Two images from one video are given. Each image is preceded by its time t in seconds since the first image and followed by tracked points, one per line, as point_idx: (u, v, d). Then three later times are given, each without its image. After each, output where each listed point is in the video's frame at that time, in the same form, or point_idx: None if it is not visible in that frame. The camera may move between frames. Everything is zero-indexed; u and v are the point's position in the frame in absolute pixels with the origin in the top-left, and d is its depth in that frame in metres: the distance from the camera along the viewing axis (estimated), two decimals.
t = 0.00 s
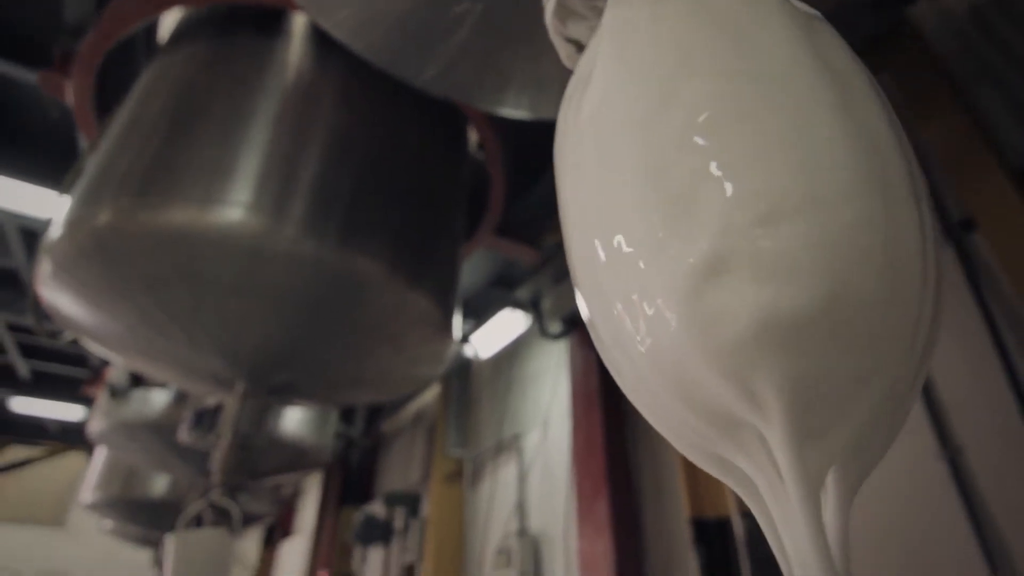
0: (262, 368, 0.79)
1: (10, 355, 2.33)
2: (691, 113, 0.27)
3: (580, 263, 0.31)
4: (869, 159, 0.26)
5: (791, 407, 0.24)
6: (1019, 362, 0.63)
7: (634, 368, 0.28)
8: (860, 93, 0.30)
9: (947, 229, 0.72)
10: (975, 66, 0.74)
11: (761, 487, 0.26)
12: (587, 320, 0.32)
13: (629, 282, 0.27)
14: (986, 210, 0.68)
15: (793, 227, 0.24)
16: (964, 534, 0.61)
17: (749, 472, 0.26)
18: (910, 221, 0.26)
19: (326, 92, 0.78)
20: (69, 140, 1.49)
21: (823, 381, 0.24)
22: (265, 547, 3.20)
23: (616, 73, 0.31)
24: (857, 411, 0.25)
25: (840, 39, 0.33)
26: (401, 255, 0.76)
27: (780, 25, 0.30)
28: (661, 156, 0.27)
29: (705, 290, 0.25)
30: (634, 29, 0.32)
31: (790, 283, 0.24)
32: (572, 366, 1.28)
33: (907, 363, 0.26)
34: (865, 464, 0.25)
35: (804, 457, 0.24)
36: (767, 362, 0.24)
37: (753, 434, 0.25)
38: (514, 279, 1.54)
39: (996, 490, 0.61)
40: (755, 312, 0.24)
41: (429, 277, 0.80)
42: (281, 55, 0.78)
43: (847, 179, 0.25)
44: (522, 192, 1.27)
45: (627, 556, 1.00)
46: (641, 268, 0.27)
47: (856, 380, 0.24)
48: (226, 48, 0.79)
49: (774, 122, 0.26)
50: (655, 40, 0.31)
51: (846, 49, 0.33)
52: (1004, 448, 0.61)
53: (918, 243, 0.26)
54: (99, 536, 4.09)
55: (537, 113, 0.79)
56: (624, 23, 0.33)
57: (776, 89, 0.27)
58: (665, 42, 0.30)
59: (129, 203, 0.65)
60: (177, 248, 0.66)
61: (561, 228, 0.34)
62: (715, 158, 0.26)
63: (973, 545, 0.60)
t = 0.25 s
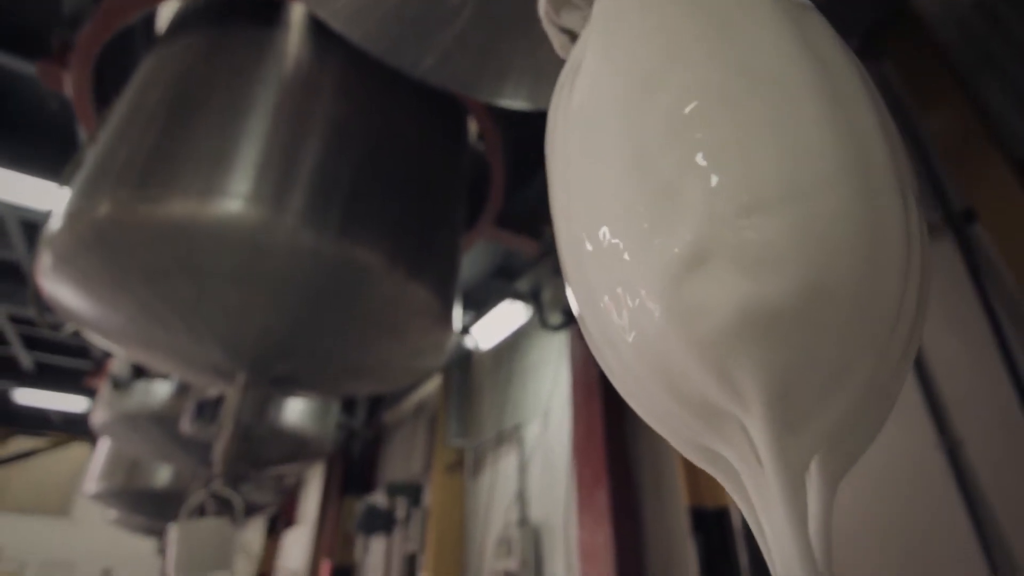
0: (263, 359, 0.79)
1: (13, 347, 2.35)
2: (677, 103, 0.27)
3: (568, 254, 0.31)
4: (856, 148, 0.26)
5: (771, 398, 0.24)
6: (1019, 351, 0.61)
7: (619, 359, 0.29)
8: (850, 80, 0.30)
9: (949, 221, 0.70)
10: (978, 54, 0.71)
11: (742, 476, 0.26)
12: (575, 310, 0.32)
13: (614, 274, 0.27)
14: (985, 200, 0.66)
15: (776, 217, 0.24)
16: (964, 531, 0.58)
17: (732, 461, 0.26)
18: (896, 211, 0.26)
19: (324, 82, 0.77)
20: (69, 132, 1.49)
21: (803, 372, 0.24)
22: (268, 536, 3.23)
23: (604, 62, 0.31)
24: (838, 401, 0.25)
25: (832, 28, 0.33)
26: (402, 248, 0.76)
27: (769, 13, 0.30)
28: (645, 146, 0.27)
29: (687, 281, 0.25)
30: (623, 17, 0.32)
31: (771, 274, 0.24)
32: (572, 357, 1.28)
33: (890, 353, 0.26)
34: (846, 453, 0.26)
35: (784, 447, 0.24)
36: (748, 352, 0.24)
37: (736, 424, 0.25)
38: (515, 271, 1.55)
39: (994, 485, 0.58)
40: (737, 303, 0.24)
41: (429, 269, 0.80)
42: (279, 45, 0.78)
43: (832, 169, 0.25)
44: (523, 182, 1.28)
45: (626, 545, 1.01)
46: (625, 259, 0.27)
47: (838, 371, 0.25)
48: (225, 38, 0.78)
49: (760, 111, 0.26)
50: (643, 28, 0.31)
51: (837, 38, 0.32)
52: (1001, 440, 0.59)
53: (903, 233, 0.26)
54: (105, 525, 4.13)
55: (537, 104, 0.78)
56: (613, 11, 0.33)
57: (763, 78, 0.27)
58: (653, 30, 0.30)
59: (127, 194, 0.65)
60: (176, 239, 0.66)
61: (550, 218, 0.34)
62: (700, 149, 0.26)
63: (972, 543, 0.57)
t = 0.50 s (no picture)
0: (266, 347, 0.80)
1: (16, 337, 2.35)
2: (662, 90, 0.27)
3: (555, 243, 0.31)
4: (841, 136, 0.26)
5: (751, 386, 0.24)
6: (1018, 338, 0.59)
7: (602, 348, 0.29)
8: (838, 68, 0.29)
9: (949, 210, 0.67)
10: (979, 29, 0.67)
11: (723, 463, 0.26)
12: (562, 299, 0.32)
13: (598, 263, 0.27)
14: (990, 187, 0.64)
15: (758, 206, 0.24)
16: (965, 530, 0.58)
17: (713, 449, 0.26)
18: (879, 200, 0.26)
19: (323, 70, 0.77)
20: (68, 121, 1.48)
21: (783, 360, 0.24)
22: (272, 523, 3.26)
23: (591, 49, 0.31)
24: (817, 389, 0.25)
25: (822, 17, 0.33)
26: (403, 238, 0.76)
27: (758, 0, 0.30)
28: (630, 134, 0.27)
29: (668, 270, 0.25)
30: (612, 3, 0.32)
31: (752, 262, 0.24)
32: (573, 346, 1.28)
33: (871, 342, 0.26)
34: (826, 441, 0.26)
35: (763, 435, 0.24)
36: (729, 341, 0.24)
37: (716, 413, 0.26)
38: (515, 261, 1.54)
39: (995, 480, 0.58)
40: (717, 291, 0.24)
41: (429, 258, 0.80)
42: (277, 32, 0.77)
43: (815, 156, 0.25)
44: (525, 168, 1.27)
45: (626, 532, 1.01)
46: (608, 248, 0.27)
47: (818, 359, 0.25)
48: (222, 26, 0.78)
49: (744, 98, 0.26)
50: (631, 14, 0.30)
51: (828, 28, 0.32)
52: (1001, 433, 0.58)
53: (886, 223, 0.26)
54: (111, 513, 4.18)
55: (535, 91, 0.78)
56: None
57: (749, 65, 0.27)
58: (641, 17, 0.30)
59: (127, 184, 0.65)
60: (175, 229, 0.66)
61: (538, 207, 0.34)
62: (684, 137, 0.26)
63: (972, 540, 0.57)
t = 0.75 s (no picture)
0: (268, 338, 0.80)
1: (19, 328, 2.37)
2: (651, 79, 0.27)
3: (546, 233, 0.31)
4: (831, 124, 0.26)
5: (736, 374, 0.24)
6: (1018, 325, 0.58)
7: (591, 337, 0.29)
8: (833, 56, 0.29)
9: (950, 198, 0.66)
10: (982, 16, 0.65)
11: (709, 451, 0.26)
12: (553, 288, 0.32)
13: (586, 253, 0.28)
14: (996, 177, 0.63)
15: (743, 194, 0.24)
16: (965, 524, 0.58)
17: (699, 438, 0.27)
18: (869, 189, 0.26)
19: (321, 59, 0.76)
20: (68, 112, 1.48)
21: (767, 349, 0.24)
22: (277, 512, 3.29)
23: (583, 38, 0.31)
24: (802, 379, 0.25)
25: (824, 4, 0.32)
26: (403, 228, 0.76)
27: None
28: (618, 123, 0.27)
29: (653, 258, 0.25)
30: None
31: (737, 251, 0.24)
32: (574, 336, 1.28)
33: (857, 332, 0.26)
34: (812, 431, 0.26)
35: (747, 423, 0.24)
36: (714, 329, 0.24)
37: (701, 401, 0.26)
38: (516, 252, 1.54)
39: (995, 474, 0.57)
40: (701, 280, 0.24)
41: (430, 249, 0.80)
42: (275, 21, 0.77)
43: (804, 145, 0.25)
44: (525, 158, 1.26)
45: (626, 520, 1.02)
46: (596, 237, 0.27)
47: (803, 348, 0.25)
48: (221, 16, 0.77)
49: (733, 86, 0.26)
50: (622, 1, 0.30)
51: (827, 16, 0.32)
52: (1000, 424, 0.58)
53: (875, 213, 0.26)
54: (117, 502, 4.22)
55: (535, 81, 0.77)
56: None
57: (740, 52, 0.27)
58: (632, 4, 0.30)
59: (128, 175, 0.65)
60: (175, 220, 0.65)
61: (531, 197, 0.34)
62: (671, 125, 0.26)
63: (972, 532, 0.57)
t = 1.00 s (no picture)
0: (271, 326, 0.80)
1: (24, 317, 2.38)
2: (639, 65, 0.27)
3: (536, 222, 0.31)
4: (820, 111, 0.26)
5: (720, 362, 0.24)
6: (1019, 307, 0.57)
7: (579, 325, 0.29)
8: (824, 42, 0.29)
9: (954, 185, 0.66)
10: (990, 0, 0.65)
11: (694, 437, 0.26)
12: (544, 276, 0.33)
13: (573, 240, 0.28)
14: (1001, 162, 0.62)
15: (727, 180, 0.24)
16: (967, 512, 0.57)
17: (685, 425, 0.27)
18: (857, 176, 0.26)
19: (320, 46, 0.76)
20: (67, 101, 1.47)
21: (752, 336, 0.24)
22: (283, 499, 3.33)
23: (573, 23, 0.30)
24: (786, 366, 0.25)
25: None
26: (404, 216, 0.76)
27: None
28: (605, 110, 0.27)
29: (638, 245, 0.25)
30: None
31: (723, 238, 0.24)
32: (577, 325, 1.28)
33: (842, 319, 0.26)
34: (796, 416, 0.26)
35: (731, 410, 0.24)
36: (698, 316, 0.24)
37: (686, 389, 0.26)
38: (518, 240, 1.54)
39: (996, 461, 0.56)
40: (686, 267, 0.24)
41: (431, 237, 0.80)
42: (275, 8, 0.76)
43: (793, 130, 0.25)
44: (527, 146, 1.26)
45: (627, 506, 1.03)
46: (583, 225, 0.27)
47: (787, 336, 0.25)
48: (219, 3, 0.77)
49: (719, 70, 0.25)
50: None
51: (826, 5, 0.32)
52: (1002, 410, 0.57)
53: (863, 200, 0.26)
54: (124, 490, 4.27)
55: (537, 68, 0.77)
56: None
57: (729, 35, 0.26)
58: None
59: (128, 165, 0.65)
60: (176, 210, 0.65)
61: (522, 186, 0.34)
62: (656, 111, 0.26)
63: (972, 520, 0.57)
